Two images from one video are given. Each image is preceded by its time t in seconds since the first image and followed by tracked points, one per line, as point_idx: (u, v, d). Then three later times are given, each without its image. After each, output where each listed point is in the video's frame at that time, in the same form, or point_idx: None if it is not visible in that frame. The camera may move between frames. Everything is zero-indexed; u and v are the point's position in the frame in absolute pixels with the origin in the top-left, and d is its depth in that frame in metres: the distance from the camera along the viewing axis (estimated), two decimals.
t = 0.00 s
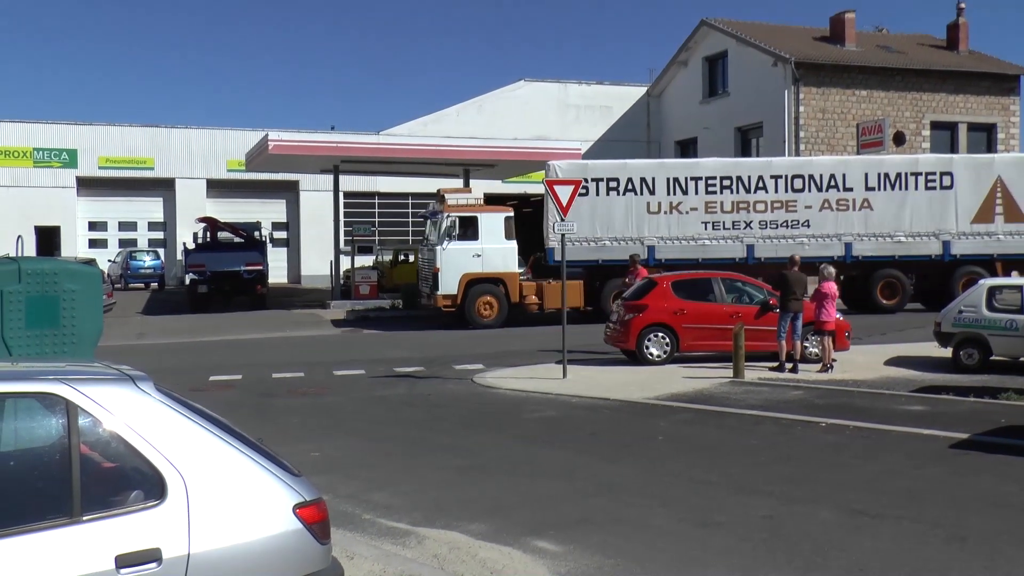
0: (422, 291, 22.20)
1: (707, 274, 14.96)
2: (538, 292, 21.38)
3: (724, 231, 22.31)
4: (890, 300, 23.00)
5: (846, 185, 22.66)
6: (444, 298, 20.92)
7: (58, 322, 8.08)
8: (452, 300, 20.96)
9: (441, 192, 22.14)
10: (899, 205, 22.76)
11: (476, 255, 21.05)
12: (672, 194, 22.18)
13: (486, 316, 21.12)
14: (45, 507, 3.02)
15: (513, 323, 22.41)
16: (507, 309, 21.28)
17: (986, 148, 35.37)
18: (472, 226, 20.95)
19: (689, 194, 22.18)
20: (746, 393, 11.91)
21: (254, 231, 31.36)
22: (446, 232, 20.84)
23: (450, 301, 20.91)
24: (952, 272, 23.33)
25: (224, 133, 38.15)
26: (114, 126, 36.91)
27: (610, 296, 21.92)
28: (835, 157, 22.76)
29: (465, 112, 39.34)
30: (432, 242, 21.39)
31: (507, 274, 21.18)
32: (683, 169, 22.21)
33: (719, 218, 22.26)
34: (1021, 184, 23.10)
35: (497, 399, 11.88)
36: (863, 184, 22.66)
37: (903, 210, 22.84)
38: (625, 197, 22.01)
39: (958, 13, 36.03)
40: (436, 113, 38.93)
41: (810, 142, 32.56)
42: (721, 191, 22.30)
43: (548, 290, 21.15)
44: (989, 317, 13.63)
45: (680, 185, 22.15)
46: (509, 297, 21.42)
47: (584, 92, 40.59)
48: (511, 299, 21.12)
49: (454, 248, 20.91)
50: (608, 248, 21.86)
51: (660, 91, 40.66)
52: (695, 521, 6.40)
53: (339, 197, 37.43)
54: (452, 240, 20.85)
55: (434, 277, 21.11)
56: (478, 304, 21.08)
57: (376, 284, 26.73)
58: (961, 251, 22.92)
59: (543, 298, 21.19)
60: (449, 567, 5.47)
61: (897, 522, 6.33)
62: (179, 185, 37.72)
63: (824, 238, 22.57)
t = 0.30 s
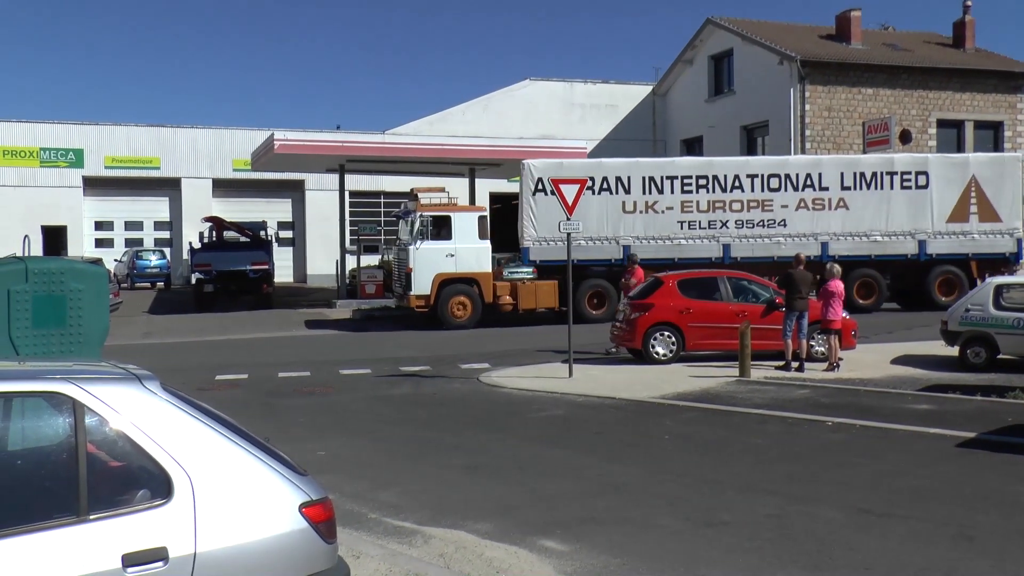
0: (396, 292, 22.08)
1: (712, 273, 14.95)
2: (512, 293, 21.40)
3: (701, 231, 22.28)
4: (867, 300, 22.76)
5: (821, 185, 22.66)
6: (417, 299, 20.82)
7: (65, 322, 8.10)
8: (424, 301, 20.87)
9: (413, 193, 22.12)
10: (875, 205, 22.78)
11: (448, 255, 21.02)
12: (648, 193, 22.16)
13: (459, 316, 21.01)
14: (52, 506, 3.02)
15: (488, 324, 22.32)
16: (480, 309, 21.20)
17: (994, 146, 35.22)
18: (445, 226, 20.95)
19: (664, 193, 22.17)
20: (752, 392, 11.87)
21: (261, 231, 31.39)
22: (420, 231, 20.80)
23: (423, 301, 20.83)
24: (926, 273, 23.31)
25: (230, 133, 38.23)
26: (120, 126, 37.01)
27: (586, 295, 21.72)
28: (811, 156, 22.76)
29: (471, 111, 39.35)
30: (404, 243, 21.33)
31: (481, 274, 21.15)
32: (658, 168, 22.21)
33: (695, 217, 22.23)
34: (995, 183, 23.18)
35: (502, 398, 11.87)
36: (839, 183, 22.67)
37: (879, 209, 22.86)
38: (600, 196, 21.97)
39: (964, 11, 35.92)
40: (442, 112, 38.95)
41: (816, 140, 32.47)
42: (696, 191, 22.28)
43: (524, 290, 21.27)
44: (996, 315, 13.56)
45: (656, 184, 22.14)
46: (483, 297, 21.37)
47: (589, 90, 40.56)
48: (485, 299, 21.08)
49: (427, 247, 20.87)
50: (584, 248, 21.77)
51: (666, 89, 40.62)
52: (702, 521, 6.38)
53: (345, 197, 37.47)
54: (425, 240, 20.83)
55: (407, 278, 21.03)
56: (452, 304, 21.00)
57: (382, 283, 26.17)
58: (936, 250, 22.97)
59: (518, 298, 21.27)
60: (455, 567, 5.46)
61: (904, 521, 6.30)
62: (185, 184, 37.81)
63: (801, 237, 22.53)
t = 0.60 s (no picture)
0: (369, 292, 21.98)
1: (719, 273, 14.89)
2: (488, 293, 21.34)
3: (679, 231, 22.02)
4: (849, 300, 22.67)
5: (800, 185, 22.43)
6: (392, 300, 20.74)
7: (72, 321, 8.12)
8: (400, 302, 20.79)
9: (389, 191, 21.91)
10: (854, 206, 22.60)
11: (423, 255, 20.89)
12: (626, 194, 21.86)
13: (435, 317, 20.97)
14: (60, 506, 3.03)
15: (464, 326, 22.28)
16: (456, 310, 21.17)
17: (1001, 146, 35.12)
18: (420, 226, 20.79)
19: (642, 193, 21.88)
20: (759, 393, 11.85)
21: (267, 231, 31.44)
22: (395, 232, 20.65)
23: (398, 302, 20.73)
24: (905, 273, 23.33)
25: (236, 133, 38.30)
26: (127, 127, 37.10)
27: (562, 295, 21.66)
28: (791, 156, 22.51)
29: (477, 111, 39.36)
30: (379, 242, 21.18)
31: (457, 275, 21.09)
32: (636, 169, 21.89)
33: (673, 218, 21.98)
34: (971, 184, 23.16)
35: (508, 398, 11.86)
36: (818, 184, 22.45)
37: (858, 210, 22.67)
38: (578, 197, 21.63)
39: (971, 10, 35.80)
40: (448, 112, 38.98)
41: (822, 140, 32.37)
42: (675, 191, 22.00)
43: (500, 291, 21.22)
44: (1004, 316, 13.52)
45: (634, 184, 21.85)
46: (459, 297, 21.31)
47: (595, 90, 40.50)
48: (461, 301, 21.04)
49: (402, 248, 20.72)
50: (560, 249, 21.49)
51: (673, 89, 40.58)
52: (708, 521, 6.38)
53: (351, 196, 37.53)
54: (400, 241, 20.68)
55: (382, 278, 20.91)
56: (427, 305, 20.93)
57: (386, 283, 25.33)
58: (914, 251, 22.91)
59: (494, 300, 21.22)
60: (461, 567, 5.46)
61: (910, 522, 6.30)
62: (191, 185, 37.88)
63: (780, 238, 22.29)
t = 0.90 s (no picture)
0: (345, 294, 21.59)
1: (726, 273, 14.89)
2: (463, 295, 21.05)
3: (657, 232, 21.94)
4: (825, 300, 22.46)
5: (779, 187, 22.39)
6: (366, 301, 20.40)
7: (80, 321, 8.14)
8: (374, 304, 20.46)
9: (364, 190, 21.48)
10: (832, 207, 22.60)
11: (397, 256, 20.52)
12: (604, 195, 21.77)
13: (409, 319, 20.63)
14: (66, 506, 3.03)
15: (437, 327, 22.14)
16: (431, 312, 20.85)
17: (1009, 146, 35.06)
18: (394, 227, 20.42)
19: (620, 194, 21.80)
20: (765, 393, 11.84)
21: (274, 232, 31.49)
22: (369, 233, 20.32)
23: (372, 305, 20.38)
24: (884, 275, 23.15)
25: (243, 134, 38.37)
26: (134, 127, 37.19)
27: (539, 297, 21.54)
28: (769, 157, 22.49)
29: (483, 112, 39.39)
30: (354, 243, 20.82)
31: (432, 277, 20.69)
32: (614, 170, 21.82)
33: (651, 219, 21.89)
34: (948, 186, 23.21)
35: (514, 399, 11.86)
36: (797, 185, 22.44)
37: (837, 211, 22.67)
38: (555, 197, 21.54)
39: (978, 10, 35.73)
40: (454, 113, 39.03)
41: (829, 141, 32.30)
42: (653, 192, 21.91)
43: (475, 293, 20.96)
44: (1011, 317, 13.47)
45: (611, 185, 21.78)
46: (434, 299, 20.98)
47: (602, 91, 40.43)
48: (435, 302, 20.72)
49: (376, 249, 20.35)
50: (537, 250, 21.42)
51: (679, 89, 40.63)
52: (714, 522, 6.37)
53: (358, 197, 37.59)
54: (375, 241, 20.31)
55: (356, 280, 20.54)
56: (401, 307, 20.57)
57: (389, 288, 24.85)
58: (892, 252, 22.89)
59: (470, 301, 20.94)
60: (467, 567, 5.46)
61: (917, 522, 6.28)
62: (198, 185, 37.97)
63: (758, 239, 22.24)
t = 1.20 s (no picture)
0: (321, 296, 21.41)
1: (732, 273, 14.86)
2: (439, 296, 20.92)
3: (634, 233, 21.89)
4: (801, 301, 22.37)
5: (757, 187, 22.31)
6: (340, 303, 20.28)
7: (88, 322, 8.17)
8: (348, 306, 20.32)
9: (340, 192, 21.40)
10: (810, 208, 22.45)
11: (372, 257, 20.42)
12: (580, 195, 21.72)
13: (385, 320, 20.49)
14: (74, 506, 3.04)
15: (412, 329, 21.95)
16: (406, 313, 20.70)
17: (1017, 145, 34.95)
18: (369, 227, 20.33)
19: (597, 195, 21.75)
20: (772, 393, 11.82)
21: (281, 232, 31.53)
22: (344, 233, 20.22)
23: (347, 305, 20.26)
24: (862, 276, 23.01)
25: (250, 134, 38.43)
26: (141, 128, 37.31)
27: (516, 297, 21.43)
28: (747, 158, 22.40)
29: (490, 112, 39.39)
30: (326, 244, 20.65)
31: (407, 278, 20.58)
32: (591, 170, 21.79)
33: (628, 219, 21.85)
34: (928, 187, 23.06)
35: (521, 399, 11.86)
36: (775, 185, 22.35)
37: (815, 212, 22.51)
38: (531, 198, 21.51)
39: (986, 8, 35.64)
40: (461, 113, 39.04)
41: (836, 140, 32.19)
42: (630, 193, 21.86)
43: (452, 294, 20.84)
44: (1020, 317, 13.42)
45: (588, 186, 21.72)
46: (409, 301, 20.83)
47: (609, 91, 40.30)
48: (410, 304, 20.59)
49: (351, 249, 20.25)
50: (513, 252, 21.35)
51: (686, 89, 40.67)
52: (721, 522, 6.36)
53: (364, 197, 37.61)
54: (349, 241, 20.22)
55: (331, 281, 20.41)
56: (377, 309, 20.45)
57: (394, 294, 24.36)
58: (871, 253, 22.71)
59: (445, 302, 20.82)
60: (474, 567, 5.46)
61: (925, 523, 6.26)
62: (204, 186, 38.04)
63: (736, 240, 22.17)
